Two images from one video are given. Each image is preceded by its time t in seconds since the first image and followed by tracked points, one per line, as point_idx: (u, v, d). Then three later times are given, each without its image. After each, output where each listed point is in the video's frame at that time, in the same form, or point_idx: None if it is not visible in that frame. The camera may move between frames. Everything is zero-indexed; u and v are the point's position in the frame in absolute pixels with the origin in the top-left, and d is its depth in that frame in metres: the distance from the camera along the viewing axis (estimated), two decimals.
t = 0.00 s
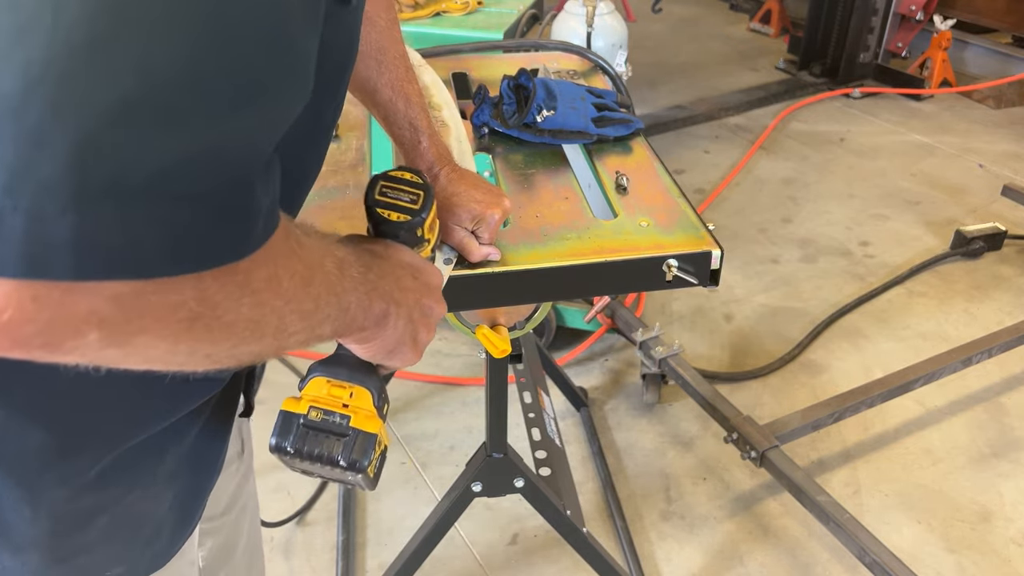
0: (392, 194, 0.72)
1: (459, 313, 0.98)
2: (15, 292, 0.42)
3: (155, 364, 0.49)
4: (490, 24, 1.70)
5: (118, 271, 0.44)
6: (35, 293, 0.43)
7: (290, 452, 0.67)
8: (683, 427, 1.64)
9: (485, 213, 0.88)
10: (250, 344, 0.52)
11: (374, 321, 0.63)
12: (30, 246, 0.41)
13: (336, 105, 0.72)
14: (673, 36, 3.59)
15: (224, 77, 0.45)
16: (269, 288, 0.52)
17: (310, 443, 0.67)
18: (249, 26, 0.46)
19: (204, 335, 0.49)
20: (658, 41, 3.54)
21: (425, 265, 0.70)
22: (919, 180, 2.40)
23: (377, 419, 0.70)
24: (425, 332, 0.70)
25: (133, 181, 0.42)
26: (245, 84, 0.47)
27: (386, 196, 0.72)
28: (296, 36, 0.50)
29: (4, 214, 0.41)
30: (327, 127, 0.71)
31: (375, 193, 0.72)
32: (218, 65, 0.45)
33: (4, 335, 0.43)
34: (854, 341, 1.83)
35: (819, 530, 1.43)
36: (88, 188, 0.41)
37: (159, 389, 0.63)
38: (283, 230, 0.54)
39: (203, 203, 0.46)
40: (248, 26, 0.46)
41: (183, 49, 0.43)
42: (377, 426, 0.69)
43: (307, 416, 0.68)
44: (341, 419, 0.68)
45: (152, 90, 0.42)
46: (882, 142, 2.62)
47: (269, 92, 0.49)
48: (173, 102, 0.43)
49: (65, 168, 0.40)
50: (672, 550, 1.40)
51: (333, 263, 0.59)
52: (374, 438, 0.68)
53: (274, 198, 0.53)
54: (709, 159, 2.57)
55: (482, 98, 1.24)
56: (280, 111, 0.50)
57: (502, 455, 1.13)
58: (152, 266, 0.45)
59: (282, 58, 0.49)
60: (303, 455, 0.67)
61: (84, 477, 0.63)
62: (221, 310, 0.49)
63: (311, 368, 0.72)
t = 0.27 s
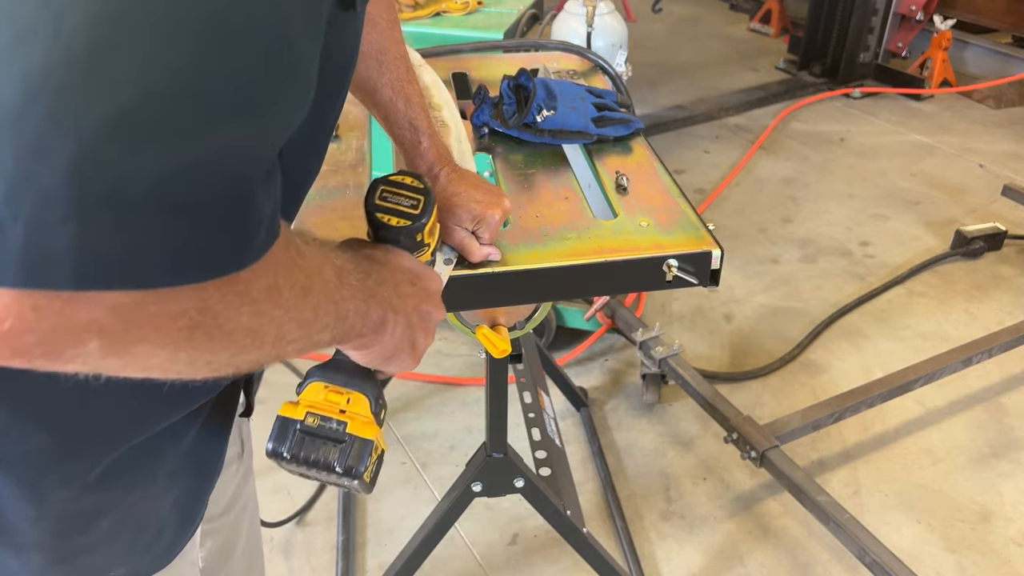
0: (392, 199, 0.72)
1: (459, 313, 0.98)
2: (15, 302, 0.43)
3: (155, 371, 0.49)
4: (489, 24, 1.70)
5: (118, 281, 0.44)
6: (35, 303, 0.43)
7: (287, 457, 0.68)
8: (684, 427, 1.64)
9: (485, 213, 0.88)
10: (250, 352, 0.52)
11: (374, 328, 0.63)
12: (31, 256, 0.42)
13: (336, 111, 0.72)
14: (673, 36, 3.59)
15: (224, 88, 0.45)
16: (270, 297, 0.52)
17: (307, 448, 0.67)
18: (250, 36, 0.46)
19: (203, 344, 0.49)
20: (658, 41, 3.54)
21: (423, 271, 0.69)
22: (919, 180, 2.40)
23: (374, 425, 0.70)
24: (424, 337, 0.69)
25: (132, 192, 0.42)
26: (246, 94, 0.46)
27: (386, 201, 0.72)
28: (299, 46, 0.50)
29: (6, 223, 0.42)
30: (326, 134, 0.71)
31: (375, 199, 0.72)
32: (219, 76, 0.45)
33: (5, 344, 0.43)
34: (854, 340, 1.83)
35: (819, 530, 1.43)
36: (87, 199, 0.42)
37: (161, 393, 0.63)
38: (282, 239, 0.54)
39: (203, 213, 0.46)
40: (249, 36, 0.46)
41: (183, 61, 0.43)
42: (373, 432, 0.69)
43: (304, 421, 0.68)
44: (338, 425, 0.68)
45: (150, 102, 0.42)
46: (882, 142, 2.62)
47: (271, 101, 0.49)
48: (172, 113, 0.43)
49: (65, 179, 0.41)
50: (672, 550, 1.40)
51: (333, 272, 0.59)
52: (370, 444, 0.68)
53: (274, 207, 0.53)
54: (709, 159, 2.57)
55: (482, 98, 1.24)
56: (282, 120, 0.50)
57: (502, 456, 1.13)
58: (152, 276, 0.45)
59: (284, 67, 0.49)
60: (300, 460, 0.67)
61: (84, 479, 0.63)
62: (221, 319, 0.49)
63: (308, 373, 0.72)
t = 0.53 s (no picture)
0: (391, 206, 0.72)
1: (459, 313, 0.98)
2: None
3: (136, 375, 0.49)
4: (490, 24, 1.70)
5: (96, 287, 0.44)
6: (10, 308, 0.43)
7: (273, 459, 0.68)
8: (683, 427, 1.65)
9: (485, 213, 0.88)
10: (231, 359, 0.52)
11: (362, 335, 0.63)
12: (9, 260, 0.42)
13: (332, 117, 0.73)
14: (673, 37, 3.59)
15: (206, 95, 0.45)
16: (252, 305, 0.52)
17: (293, 451, 0.68)
18: (233, 44, 0.46)
19: (182, 350, 0.49)
20: (658, 42, 3.54)
21: (417, 280, 0.68)
22: (919, 180, 2.41)
23: (361, 430, 0.70)
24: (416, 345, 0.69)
25: (109, 197, 0.42)
26: (228, 100, 0.46)
27: (386, 207, 0.72)
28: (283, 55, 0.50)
29: None
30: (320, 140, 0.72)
31: (374, 205, 0.72)
32: (199, 82, 0.44)
33: None
34: (853, 340, 1.83)
35: (818, 530, 1.43)
36: (63, 204, 0.41)
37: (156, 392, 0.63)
38: (268, 249, 0.54)
39: (183, 222, 0.45)
40: (232, 43, 0.46)
41: (163, 67, 0.43)
42: (359, 437, 0.70)
43: (291, 424, 0.69)
44: (324, 430, 0.69)
45: (126, 107, 0.42)
46: (881, 143, 2.62)
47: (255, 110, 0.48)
48: (150, 119, 0.43)
49: (42, 184, 0.41)
50: (672, 549, 1.41)
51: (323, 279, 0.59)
52: (355, 450, 0.69)
53: (261, 215, 0.52)
54: (709, 159, 2.58)
55: (482, 98, 1.25)
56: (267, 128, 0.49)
57: (502, 455, 1.13)
58: (130, 282, 0.45)
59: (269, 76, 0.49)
60: (285, 463, 0.68)
61: (83, 478, 0.63)
62: (201, 326, 0.49)
63: (300, 375, 0.72)
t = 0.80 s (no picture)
0: (395, 210, 0.72)
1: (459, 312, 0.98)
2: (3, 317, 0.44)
3: (149, 383, 0.50)
4: (490, 24, 1.70)
5: (106, 297, 0.44)
6: (21, 319, 0.44)
7: (290, 468, 0.69)
8: (683, 426, 1.65)
9: (485, 214, 0.88)
10: (241, 366, 0.53)
11: (372, 340, 0.63)
12: (19, 272, 0.42)
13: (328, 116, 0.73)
14: (673, 37, 3.59)
15: (213, 102, 0.45)
16: (263, 312, 0.52)
17: (310, 459, 0.69)
18: (238, 50, 0.46)
19: (193, 358, 0.50)
20: (658, 42, 3.54)
21: (423, 284, 0.67)
22: (919, 180, 2.41)
23: (376, 435, 0.70)
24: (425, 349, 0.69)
25: (118, 207, 0.42)
26: (235, 107, 0.46)
27: (389, 212, 0.72)
28: (287, 60, 0.50)
29: None
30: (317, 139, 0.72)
31: (377, 209, 0.72)
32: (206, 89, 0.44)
33: None
34: (853, 340, 1.83)
35: (818, 530, 1.43)
36: (73, 214, 0.41)
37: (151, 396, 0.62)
38: (278, 256, 0.54)
39: (192, 231, 0.45)
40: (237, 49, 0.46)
41: (170, 75, 0.43)
42: (376, 442, 0.70)
43: (307, 432, 0.69)
44: (340, 437, 0.69)
45: (132, 117, 0.42)
46: (881, 143, 2.62)
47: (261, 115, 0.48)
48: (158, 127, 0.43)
49: (51, 196, 0.41)
50: (672, 549, 1.41)
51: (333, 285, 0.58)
52: (372, 456, 0.69)
53: (270, 221, 0.52)
54: (709, 159, 2.58)
55: (482, 98, 1.25)
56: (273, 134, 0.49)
57: (502, 455, 1.13)
58: (140, 291, 0.45)
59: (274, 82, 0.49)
60: (302, 470, 0.69)
61: (74, 483, 0.63)
62: (212, 334, 0.50)
63: (311, 383, 0.72)
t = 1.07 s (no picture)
0: (398, 203, 0.72)
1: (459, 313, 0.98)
2: (20, 335, 0.43)
3: (165, 391, 0.49)
4: (490, 24, 1.70)
5: (113, 307, 0.44)
6: (38, 336, 0.43)
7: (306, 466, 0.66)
8: (683, 426, 1.65)
9: (485, 214, 0.88)
10: (255, 370, 0.52)
11: (382, 334, 0.63)
12: (24, 286, 0.42)
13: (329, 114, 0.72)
14: (672, 37, 3.59)
15: (215, 110, 0.45)
16: (275, 315, 0.52)
17: (326, 455, 0.66)
18: (237, 57, 0.46)
19: (208, 365, 0.49)
20: (658, 42, 3.54)
21: (427, 272, 0.68)
22: (919, 180, 2.41)
23: (391, 430, 0.69)
24: (433, 342, 0.68)
25: (124, 218, 0.42)
26: (237, 115, 0.46)
27: (392, 205, 0.71)
28: (284, 65, 0.50)
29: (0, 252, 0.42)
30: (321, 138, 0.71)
31: (380, 203, 0.72)
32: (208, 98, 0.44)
33: (12, 376, 0.44)
34: (853, 340, 1.83)
35: (818, 530, 1.43)
36: (79, 225, 0.41)
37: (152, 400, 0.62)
38: (288, 255, 0.54)
39: (196, 238, 0.45)
40: (237, 57, 0.46)
41: (173, 86, 0.43)
42: (392, 436, 0.68)
43: (322, 429, 0.66)
44: (357, 431, 0.66)
45: (135, 127, 0.42)
46: (881, 143, 2.62)
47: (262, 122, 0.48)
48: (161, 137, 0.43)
49: (55, 208, 0.41)
50: (672, 549, 1.41)
51: (342, 282, 0.58)
52: (389, 449, 0.67)
53: (275, 224, 0.52)
54: (709, 159, 2.58)
55: (482, 98, 1.25)
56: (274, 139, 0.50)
57: (502, 455, 1.13)
58: (147, 300, 0.45)
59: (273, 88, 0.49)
60: (319, 468, 0.65)
61: (67, 489, 0.62)
62: (225, 340, 0.49)
63: (322, 382, 0.70)
